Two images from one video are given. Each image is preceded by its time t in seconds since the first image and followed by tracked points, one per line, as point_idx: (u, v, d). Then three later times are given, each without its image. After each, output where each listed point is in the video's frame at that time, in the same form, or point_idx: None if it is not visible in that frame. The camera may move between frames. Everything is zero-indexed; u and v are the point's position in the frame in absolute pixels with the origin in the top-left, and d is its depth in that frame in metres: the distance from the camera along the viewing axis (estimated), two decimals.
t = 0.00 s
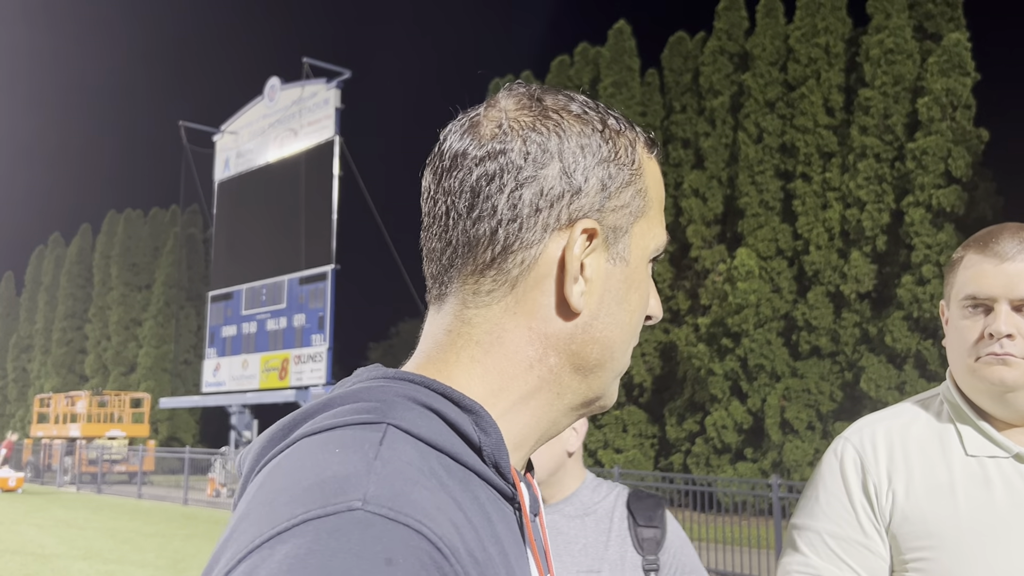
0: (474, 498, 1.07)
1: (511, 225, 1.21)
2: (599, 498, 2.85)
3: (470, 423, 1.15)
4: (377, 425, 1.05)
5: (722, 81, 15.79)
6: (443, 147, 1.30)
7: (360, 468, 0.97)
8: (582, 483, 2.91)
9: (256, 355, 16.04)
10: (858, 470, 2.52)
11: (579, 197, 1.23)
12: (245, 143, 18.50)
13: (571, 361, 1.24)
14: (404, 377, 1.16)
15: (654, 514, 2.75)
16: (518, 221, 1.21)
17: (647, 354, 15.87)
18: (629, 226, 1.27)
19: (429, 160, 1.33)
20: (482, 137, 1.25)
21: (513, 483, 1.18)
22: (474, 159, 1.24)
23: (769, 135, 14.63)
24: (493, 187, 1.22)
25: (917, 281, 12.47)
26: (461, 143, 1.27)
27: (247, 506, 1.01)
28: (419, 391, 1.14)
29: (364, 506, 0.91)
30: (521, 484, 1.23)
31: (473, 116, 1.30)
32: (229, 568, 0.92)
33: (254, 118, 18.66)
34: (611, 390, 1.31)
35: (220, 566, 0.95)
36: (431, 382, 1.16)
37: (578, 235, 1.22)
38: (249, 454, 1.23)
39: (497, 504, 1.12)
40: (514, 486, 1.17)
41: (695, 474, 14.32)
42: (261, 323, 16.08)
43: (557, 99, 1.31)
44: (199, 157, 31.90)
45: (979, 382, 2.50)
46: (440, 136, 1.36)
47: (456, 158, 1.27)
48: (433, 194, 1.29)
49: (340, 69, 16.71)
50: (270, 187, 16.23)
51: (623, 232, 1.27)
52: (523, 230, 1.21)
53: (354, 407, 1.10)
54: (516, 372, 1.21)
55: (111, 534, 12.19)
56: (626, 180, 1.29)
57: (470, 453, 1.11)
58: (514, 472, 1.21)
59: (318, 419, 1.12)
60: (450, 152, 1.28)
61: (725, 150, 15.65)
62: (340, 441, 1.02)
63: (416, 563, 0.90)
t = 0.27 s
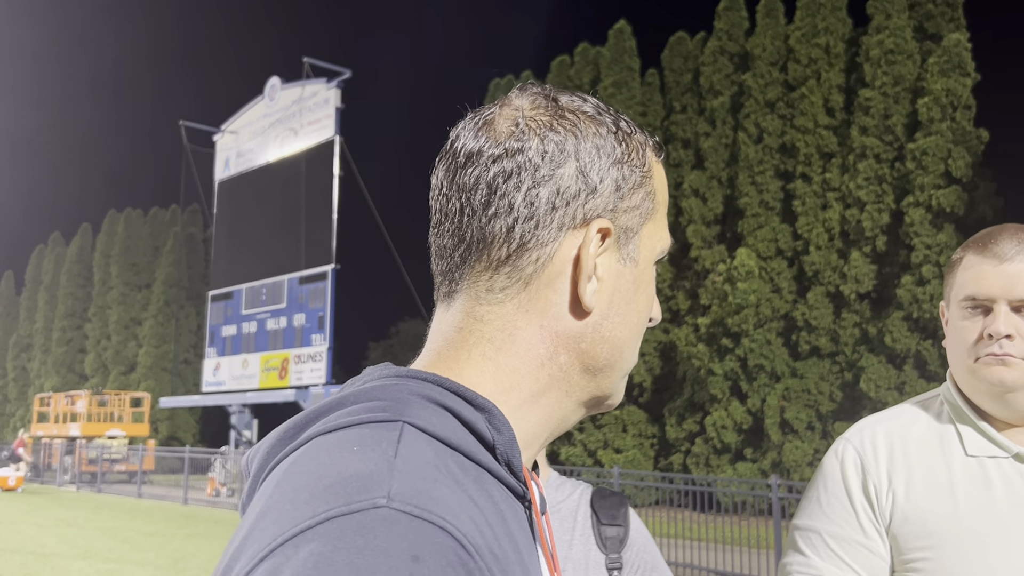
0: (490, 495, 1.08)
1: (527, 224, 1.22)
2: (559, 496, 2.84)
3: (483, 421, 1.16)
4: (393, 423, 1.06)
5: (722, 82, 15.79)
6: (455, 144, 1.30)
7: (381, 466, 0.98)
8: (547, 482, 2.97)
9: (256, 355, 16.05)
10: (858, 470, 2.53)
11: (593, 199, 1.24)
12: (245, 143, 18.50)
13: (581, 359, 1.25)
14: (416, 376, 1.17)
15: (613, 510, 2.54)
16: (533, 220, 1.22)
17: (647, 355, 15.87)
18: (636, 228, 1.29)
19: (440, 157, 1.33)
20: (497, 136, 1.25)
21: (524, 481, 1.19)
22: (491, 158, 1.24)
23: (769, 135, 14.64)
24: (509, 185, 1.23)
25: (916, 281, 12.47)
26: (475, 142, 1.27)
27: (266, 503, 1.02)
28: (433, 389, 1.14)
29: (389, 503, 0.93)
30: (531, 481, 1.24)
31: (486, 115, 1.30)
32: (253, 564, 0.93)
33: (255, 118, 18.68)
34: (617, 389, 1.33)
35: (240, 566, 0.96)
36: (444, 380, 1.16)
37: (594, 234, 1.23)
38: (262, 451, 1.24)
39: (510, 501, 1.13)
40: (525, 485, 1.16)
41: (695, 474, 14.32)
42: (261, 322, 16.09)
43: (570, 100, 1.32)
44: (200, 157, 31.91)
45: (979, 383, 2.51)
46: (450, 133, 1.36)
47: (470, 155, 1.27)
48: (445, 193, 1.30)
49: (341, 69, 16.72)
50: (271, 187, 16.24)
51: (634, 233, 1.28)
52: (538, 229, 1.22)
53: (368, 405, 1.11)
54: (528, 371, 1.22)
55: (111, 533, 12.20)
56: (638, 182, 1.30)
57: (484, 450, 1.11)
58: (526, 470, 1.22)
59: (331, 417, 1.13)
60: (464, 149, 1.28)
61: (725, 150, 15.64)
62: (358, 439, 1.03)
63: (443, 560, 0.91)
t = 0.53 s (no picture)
0: (493, 495, 1.07)
1: (532, 225, 1.22)
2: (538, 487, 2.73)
3: (487, 421, 1.16)
4: (396, 424, 1.06)
5: (722, 82, 15.80)
6: (457, 145, 1.30)
7: (387, 465, 0.98)
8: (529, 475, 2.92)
9: (256, 354, 16.06)
10: (856, 472, 2.53)
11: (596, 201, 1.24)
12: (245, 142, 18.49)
13: (583, 359, 1.25)
14: (420, 376, 1.17)
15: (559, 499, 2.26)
16: (537, 221, 1.22)
17: (647, 354, 15.88)
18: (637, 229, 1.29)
19: (442, 157, 1.33)
20: (501, 136, 1.25)
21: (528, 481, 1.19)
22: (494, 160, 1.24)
23: (769, 136, 14.64)
24: (513, 185, 1.23)
25: (916, 282, 12.48)
26: (478, 143, 1.26)
27: (272, 505, 1.02)
28: (435, 390, 1.14)
29: (395, 503, 0.93)
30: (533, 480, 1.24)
31: (488, 115, 1.30)
32: (260, 565, 0.93)
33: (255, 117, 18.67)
34: (618, 389, 1.33)
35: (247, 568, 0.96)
36: (447, 381, 1.17)
37: (597, 234, 1.23)
38: (266, 452, 1.24)
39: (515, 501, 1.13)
40: (528, 485, 1.17)
41: (694, 474, 14.33)
42: (261, 322, 16.08)
43: (571, 100, 1.31)
44: (199, 156, 31.91)
45: (976, 385, 2.51)
46: (451, 133, 1.35)
47: (473, 156, 1.26)
48: (448, 193, 1.29)
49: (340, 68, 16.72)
50: (270, 186, 16.24)
51: (635, 233, 1.29)
52: (542, 229, 1.22)
53: (370, 406, 1.11)
54: (531, 371, 1.23)
55: (110, 532, 12.21)
56: (640, 182, 1.30)
57: (488, 450, 1.11)
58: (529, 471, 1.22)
59: (334, 419, 1.13)
60: (466, 150, 1.27)
61: (724, 150, 15.65)
62: (362, 440, 1.03)
63: (450, 560, 0.91)
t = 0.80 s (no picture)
0: (492, 495, 1.06)
1: (528, 222, 1.22)
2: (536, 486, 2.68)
3: (486, 420, 1.16)
4: (394, 424, 1.06)
5: (721, 81, 15.80)
6: (454, 142, 1.29)
7: (386, 466, 0.97)
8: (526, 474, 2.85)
9: (255, 354, 16.05)
10: (852, 472, 2.53)
11: (592, 198, 1.24)
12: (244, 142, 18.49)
13: (582, 357, 1.25)
14: (418, 375, 1.16)
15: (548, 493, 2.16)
16: (535, 218, 1.21)
17: (646, 354, 15.87)
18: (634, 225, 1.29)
19: (438, 155, 1.32)
20: (498, 133, 1.24)
21: (526, 481, 1.18)
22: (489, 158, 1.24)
23: (768, 135, 14.64)
24: (510, 182, 1.22)
25: (915, 282, 12.47)
26: (475, 140, 1.26)
27: (269, 506, 1.01)
28: (434, 388, 1.14)
29: (395, 504, 0.92)
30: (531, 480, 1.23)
31: (484, 113, 1.29)
32: (259, 566, 0.93)
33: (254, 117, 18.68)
34: (616, 388, 1.32)
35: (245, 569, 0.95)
36: (447, 380, 1.16)
37: (594, 231, 1.23)
38: (263, 455, 1.23)
39: (514, 502, 1.12)
40: (527, 485, 1.16)
41: (694, 474, 14.32)
42: (260, 322, 16.06)
43: (568, 96, 1.31)
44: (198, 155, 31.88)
45: (971, 385, 2.50)
46: (447, 130, 1.35)
47: (470, 153, 1.26)
48: (445, 190, 1.29)
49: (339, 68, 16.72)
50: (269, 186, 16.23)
51: (632, 230, 1.28)
52: (539, 226, 1.22)
53: (368, 406, 1.10)
54: (528, 368, 1.22)
55: (109, 532, 12.20)
56: (636, 180, 1.30)
57: (487, 450, 1.11)
58: (527, 470, 1.21)
59: (331, 420, 1.12)
60: (463, 147, 1.27)
61: (724, 149, 15.66)
62: (360, 441, 1.03)
63: (450, 561, 0.91)
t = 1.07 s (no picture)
0: (493, 494, 1.06)
1: (514, 217, 1.22)
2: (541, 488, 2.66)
3: (487, 419, 1.15)
4: (397, 422, 1.05)
5: (720, 82, 15.79)
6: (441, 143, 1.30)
7: (389, 464, 0.96)
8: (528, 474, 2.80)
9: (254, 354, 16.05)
10: (848, 472, 2.53)
11: (573, 190, 1.22)
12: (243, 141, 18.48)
13: (578, 353, 1.24)
14: (415, 373, 1.17)
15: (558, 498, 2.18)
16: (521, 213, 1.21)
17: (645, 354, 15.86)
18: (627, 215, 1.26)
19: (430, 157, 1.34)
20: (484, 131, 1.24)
21: (527, 480, 1.17)
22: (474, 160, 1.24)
23: (767, 136, 14.64)
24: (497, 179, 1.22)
25: (915, 282, 12.46)
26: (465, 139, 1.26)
27: (271, 505, 1.00)
28: (434, 387, 1.13)
29: (399, 502, 0.92)
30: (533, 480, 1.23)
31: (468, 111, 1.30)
32: (262, 565, 0.92)
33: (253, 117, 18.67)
34: (621, 385, 1.30)
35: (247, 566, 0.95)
36: (444, 377, 1.16)
37: (567, 223, 1.21)
38: (262, 453, 1.22)
39: (515, 502, 1.11)
40: (529, 484, 1.15)
41: (692, 474, 14.31)
42: (259, 322, 16.05)
43: (550, 93, 1.30)
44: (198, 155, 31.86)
45: (967, 385, 2.50)
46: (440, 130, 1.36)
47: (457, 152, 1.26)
48: (438, 191, 1.29)
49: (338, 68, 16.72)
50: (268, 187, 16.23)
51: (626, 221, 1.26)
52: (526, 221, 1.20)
53: (370, 404, 1.10)
54: (521, 366, 1.21)
55: (107, 532, 12.18)
56: (630, 170, 1.28)
57: (487, 448, 1.10)
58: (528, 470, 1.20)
59: (332, 418, 1.12)
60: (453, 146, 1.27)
61: (723, 149, 15.65)
62: (362, 438, 1.02)
63: (454, 560, 0.90)
